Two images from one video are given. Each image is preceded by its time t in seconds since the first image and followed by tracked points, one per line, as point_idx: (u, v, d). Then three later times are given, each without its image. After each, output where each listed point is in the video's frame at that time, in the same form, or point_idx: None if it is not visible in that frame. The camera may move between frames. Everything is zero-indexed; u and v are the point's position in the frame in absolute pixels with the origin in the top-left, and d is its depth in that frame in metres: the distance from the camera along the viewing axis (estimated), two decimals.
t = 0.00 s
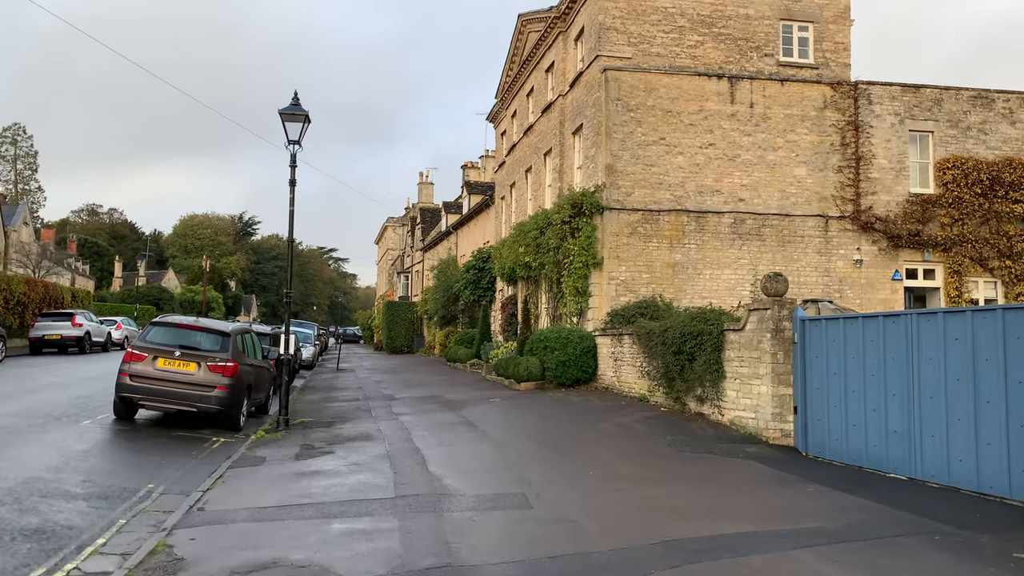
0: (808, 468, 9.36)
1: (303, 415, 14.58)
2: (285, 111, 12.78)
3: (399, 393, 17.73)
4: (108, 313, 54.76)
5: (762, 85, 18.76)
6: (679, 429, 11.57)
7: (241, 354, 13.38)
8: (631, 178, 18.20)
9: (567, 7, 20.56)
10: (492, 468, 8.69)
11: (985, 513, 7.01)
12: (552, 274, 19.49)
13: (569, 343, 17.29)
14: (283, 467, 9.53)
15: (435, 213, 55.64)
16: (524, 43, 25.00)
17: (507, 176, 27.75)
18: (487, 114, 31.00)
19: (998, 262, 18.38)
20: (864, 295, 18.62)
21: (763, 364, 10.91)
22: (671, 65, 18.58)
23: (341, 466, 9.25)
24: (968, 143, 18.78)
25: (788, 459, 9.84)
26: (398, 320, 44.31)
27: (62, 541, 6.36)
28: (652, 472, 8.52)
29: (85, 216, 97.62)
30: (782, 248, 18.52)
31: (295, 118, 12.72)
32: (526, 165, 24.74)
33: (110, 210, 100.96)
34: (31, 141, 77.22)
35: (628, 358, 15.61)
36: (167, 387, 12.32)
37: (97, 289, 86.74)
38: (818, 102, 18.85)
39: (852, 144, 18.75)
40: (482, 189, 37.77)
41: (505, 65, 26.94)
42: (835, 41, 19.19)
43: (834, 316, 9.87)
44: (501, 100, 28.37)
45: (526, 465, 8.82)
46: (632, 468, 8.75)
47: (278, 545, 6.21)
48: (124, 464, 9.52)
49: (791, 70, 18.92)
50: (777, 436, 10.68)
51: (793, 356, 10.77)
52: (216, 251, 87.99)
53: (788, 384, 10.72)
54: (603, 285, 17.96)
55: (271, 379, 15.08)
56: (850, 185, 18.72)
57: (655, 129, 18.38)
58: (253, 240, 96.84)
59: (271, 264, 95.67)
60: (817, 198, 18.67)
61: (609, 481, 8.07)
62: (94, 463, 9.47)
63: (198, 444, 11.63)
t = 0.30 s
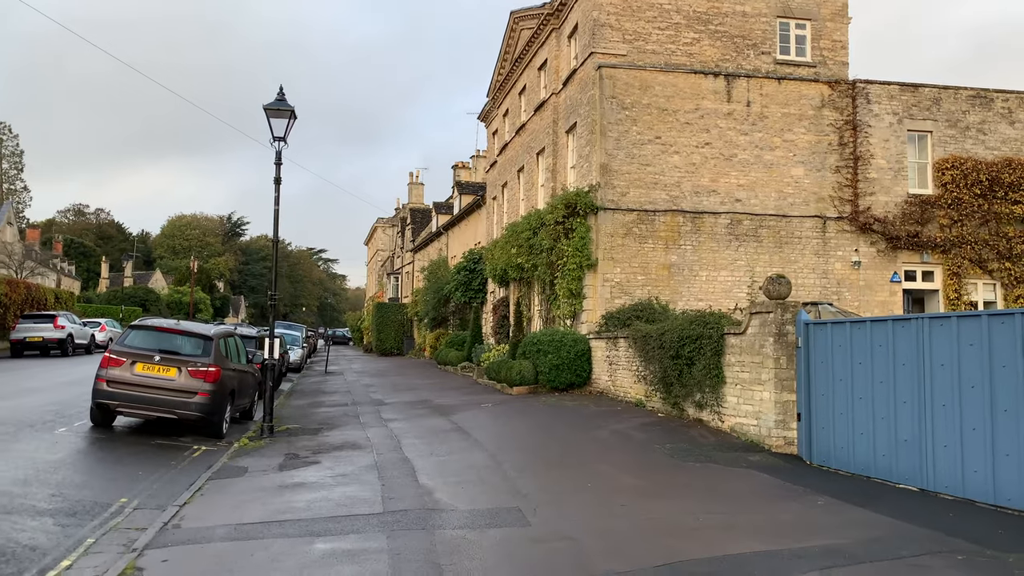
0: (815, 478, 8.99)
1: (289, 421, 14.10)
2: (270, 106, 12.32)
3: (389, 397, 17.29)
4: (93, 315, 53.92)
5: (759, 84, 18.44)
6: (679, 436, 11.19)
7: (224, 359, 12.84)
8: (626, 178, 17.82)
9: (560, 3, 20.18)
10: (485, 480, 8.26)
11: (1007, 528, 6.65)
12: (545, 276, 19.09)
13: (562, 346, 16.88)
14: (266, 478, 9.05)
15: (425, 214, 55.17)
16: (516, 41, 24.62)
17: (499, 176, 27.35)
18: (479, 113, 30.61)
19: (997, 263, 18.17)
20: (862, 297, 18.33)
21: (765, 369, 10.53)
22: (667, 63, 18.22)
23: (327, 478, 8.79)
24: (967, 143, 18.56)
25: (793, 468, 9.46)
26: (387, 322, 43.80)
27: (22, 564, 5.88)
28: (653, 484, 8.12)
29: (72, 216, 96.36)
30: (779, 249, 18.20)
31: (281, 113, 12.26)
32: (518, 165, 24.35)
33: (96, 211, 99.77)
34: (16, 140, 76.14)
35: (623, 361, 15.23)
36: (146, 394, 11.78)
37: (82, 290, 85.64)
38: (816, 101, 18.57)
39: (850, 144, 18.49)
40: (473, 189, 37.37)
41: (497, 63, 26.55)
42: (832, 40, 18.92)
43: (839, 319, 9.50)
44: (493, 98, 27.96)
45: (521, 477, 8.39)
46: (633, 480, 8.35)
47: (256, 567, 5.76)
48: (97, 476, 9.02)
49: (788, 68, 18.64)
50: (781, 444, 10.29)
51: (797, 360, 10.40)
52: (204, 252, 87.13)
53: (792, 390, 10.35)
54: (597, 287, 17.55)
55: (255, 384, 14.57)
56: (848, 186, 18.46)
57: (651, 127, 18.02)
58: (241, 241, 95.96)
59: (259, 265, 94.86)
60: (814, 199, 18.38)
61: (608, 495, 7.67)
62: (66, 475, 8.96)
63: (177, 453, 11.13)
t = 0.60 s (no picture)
0: (824, 482, 8.64)
1: (277, 423, 13.65)
2: (257, 96, 11.88)
3: (380, 398, 16.88)
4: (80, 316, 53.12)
5: (757, 79, 18.16)
6: (680, 438, 10.84)
7: (209, 358, 12.30)
8: (623, 174, 17.47)
9: None
10: (481, 486, 7.87)
11: None
12: (539, 274, 18.70)
13: (558, 346, 16.51)
14: (251, 483, 8.62)
15: (417, 213, 54.76)
16: (510, 37, 24.26)
17: (492, 174, 26.99)
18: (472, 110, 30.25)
19: (997, 262, 17.96)
20: (862, 296, 18.07)
21: (770, 369, 10.19)
22: (664, 57, 17.90)
23: (315, 483, 8.38)
24: (967, 140, 18.38)
25: (801, 472, 9.12)
26: (378, 322, 43.34)
27: None
28: (657, 490, 7.75)
29: (59, 215, 95.22)
30: (778, 247, 17.90)
31: (269, 104, 11.83)
32: (511, 162, 24.00)
33: (84, 210, 98.67)
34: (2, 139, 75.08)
35: (621, 361, 14.88)
36: (127, 395, 11.24)
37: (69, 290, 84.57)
38: (815, 97, 18.31)
39: (849, 141, 18.26)
40: (465, 188, 37.00)
41: (490, 59, 26.19)
42: (831, 35, 18.66)
43: (848, 317, 9.17)
44: (486, 95, 27.59)
45: (519, 483, 8.00)
46: (636, 485, 7.98)
47: None
48: (73, 482, 8.56)
49: (787, 64, 18.37)
50: (786, 446, 9.94)
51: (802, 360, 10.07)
52: (193, 252, 86.32)
53: (797, 391, 10.02)
54: (593, 286, 17.18)
55: (241, 385, 14.05)
56: (848, 183, 18.22)
57: (648, 123, 17.68)
58: (231, 241, 95.16)
59: (249, 265, 94.11)
60: (813, 196, 18.11)
61: (612, 501, 7.30)
62: (39, 481, 8.50)
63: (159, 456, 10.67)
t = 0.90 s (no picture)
0: (836, 493, 8.26)
1: (263, 429, 13.16)
2: (243, 90, 11.40)
3: (370, 402, 16.44)
4: (65, 316, 52.29)
5: (756, 77, 17.83)
6: (682, 445, 10.45)
7: (193, 362, 11.66)
8: (619, 173, 17.08)
9: None
10: (477, 499, 7.43)
11: None
12: (534, 275, 18.27)
13: (553, 348, 16.10)
14: (234, 494, 8.15)
15: (408, 213, 54.30)
16: (503, 33, 23.86)
17: (484, 173, 26.57)
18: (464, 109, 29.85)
19: (999, 263, 17.70)
20: (862, 297, 17.77)
21: (776, 374, 9.82)
22: (661, 54, 17.53)
23: (302, 495, 7.92)
24: (968, 139, 18.15)
25: (810, 481, 8.74)
26: (369, 324, 42.81)
27: None
28: (663, 503, 7.34)
29: (46, 215, 93.98)
30: (777, 247, 17.57)
31: (254, 98, 11.35)
32: (505, 161, 23.59)
33: (71, 210, 97.48)
34: None
35: (618, 365, 14.48)
36: (104, 401, 10.58)
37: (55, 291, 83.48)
38: (814, 95, 18.01)
39: (849, 140, 17.97)
40: (458, 187, 36.59)
41: (483, 56, 25.79)
42: (831, 32, 18.36)
43: (859, 320, 8.80)
44: (479, 93, 27.17)
45: (517, 495, 7.58)
46: (641, 497, 7.57)
47: None
48: (43, 495, 8.06)
49: (786, 61, 18.06)
50: (794, 454, 9.57)
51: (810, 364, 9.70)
52: (182, 252, 85.43)
53: (805, 396, 9.65)
54: (589, 286, 16.79)
55: (226, 389, 13.39)
56: (847, 183, 17.92)
57: (644, 120, 17.29)
58: (220, 241, 94.30)
59: (239, 265, 93.27)
60: (813, 196, 17.79)
61: (617, 515, 6.88)
62: (8, 494, 7.99)
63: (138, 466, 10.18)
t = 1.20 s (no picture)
0: (847, 500, 7.91)
1: (250, 433, 12.73)
2: (227, 80, 10.96)
3: (361, 405, 16.03)
4: (53, 317, 51.53)
5: (755, 72, 17.51)
6: (684, 450, 10.09)
7: (176, 363, 11.06)
8: (616, 170, 16.71)
9: None
10: (471, 509, 7.04)
11: None
12: (529, 274, 17.89)
13: (548, 349, 15.73)
14: (216, 501, 7.72)
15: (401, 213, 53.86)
16: (497, 29, 23.48)
17: (478, 171, 26.17)
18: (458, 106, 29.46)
19: (1000, 263, 17.45)
20: (863, 297, 17.49)
21: (782, 375, 9.47)
22: (659, 49, 17.18)
23: (286, 504, 7.50)
24: (969, 137, 17.89)
25: (818, 488, 8.37)
26: (361, 324, 42.35)
27: None
28: (669, 512, 6.97)
29: (36, 215, 92.90)
30: (776, 246, 17.24)
31: (240, 89, 10.90)
32: (498, 159, 23.20)
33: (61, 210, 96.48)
34: None
35: (615, 366, 14.12)
36: (82, 403, 9.98)
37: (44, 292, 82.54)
38: (814, 91, 17.72)
39: (849, 137, 17.69)
40: (451, 186, 36.20)
41: (476, 53, 25.41)
42: (831, 27, 18.07)
43: (869, 320, 8.45)
44: (472, 90, 26.77)
45: (513, 505, 7.19)
46: (645, 506, 7.20)
47: None
48: (12, 504, 7.60)
49: (785, 57, 17.75)
50: (800, 459, 9.21)
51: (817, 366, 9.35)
52: (173, 252, 84.67)
53: (811, 399, 9.30)
54: (585, 286, 16.42)
55: (212, 391, 12.80)
56: (848, 180, 17.64)
57: (642, 117, 16.94)
58: (212, 241, 93.55)
59: (230, 266, 92.54)
60: (813, 194, 17.50)
61: (620, 526, 6.51)
62: None
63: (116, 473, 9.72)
